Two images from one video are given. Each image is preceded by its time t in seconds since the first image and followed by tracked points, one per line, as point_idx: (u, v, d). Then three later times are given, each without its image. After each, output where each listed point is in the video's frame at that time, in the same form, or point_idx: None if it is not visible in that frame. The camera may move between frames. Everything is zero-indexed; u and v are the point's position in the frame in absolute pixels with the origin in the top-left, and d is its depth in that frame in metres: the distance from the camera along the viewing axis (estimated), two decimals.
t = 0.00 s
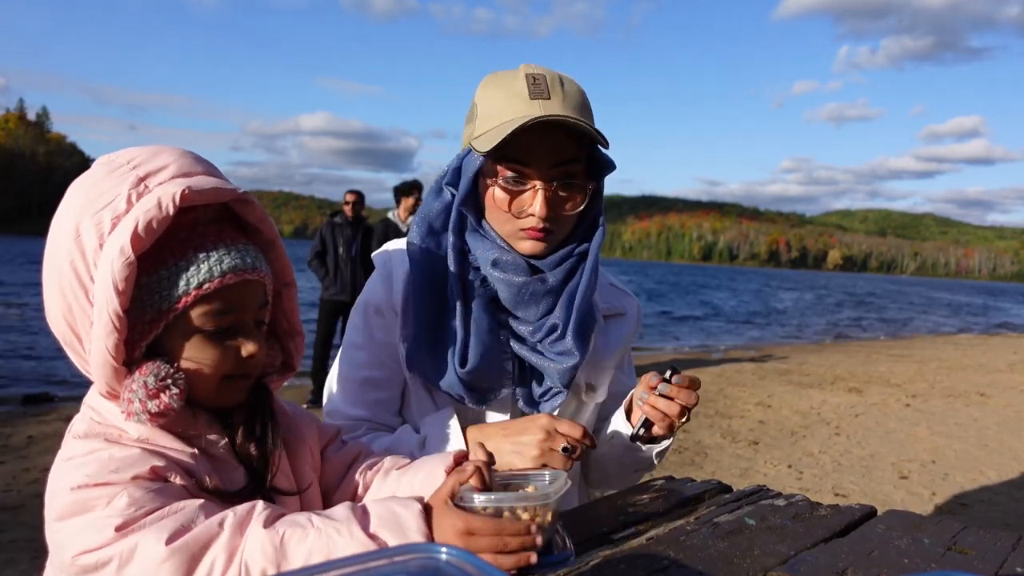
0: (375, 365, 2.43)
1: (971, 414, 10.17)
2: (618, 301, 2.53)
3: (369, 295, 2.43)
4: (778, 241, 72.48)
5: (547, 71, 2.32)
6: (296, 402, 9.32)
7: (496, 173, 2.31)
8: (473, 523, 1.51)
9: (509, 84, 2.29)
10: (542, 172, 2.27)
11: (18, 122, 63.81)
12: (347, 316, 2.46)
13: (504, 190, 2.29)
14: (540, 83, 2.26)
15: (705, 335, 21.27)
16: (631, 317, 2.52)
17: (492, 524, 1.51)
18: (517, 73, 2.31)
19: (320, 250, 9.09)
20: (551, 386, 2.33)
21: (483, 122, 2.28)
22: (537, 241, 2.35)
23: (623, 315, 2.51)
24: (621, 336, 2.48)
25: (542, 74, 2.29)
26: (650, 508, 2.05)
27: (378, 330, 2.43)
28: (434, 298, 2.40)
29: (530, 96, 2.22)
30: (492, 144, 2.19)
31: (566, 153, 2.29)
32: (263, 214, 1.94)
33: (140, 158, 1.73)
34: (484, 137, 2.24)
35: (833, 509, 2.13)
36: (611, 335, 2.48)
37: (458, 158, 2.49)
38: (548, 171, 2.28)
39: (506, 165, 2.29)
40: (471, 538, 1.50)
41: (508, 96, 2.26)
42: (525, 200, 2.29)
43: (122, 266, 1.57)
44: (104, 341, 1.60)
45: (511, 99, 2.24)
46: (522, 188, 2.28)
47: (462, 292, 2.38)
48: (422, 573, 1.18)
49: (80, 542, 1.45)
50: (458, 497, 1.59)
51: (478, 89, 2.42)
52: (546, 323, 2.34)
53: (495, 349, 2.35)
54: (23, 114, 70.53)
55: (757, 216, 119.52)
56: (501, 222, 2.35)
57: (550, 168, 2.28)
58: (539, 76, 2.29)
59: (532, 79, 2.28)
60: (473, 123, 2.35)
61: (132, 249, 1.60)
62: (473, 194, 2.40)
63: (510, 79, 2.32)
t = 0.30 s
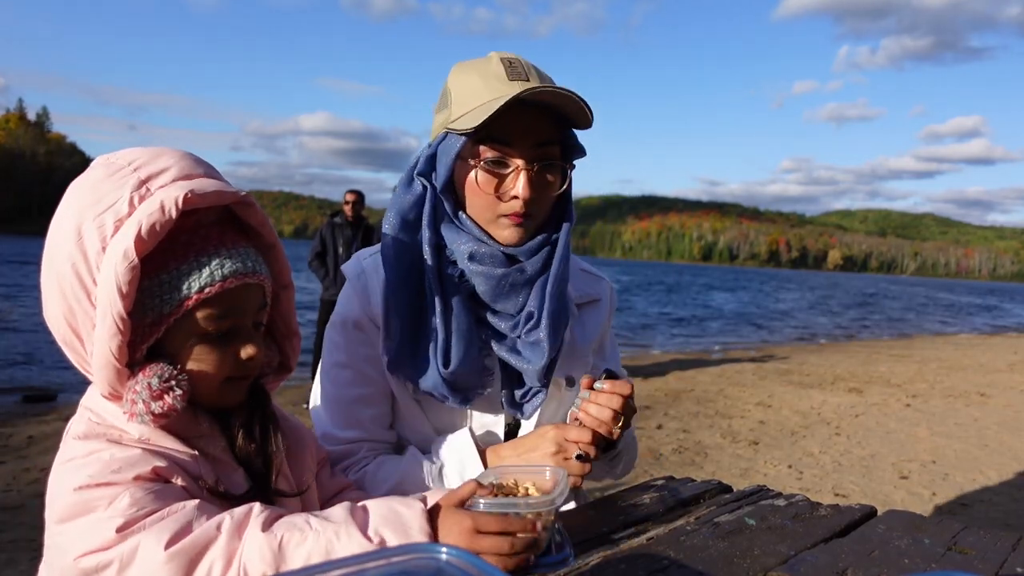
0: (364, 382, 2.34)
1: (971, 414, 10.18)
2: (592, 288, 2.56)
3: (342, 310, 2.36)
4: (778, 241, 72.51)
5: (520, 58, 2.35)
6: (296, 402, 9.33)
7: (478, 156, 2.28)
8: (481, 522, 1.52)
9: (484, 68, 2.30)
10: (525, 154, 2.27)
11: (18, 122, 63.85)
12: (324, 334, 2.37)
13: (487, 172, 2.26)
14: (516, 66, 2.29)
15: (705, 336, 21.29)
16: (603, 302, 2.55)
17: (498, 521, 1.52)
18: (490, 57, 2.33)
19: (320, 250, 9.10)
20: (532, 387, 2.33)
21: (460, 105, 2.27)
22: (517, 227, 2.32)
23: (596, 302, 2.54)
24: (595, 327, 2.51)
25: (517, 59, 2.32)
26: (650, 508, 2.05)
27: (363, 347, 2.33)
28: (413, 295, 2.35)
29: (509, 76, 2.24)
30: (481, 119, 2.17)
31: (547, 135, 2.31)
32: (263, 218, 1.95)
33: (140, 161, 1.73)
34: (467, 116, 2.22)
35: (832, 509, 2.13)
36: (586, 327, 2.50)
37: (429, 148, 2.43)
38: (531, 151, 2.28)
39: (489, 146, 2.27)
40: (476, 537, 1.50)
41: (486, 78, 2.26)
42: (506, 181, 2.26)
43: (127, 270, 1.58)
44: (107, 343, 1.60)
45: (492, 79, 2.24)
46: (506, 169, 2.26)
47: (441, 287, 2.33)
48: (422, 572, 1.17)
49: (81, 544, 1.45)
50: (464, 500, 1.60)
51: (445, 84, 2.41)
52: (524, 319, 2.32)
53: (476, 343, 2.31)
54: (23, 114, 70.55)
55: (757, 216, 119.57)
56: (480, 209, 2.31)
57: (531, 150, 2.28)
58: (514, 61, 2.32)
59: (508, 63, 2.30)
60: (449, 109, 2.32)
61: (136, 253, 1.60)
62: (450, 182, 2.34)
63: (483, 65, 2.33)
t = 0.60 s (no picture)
0: (358, 378, 2.32)
1: (971, 414, 10.18)
2: (613, 279, 2.45)
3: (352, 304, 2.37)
4: (778, 241, 72.53)
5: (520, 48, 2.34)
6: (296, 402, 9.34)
7: (491, 146, 2.29)
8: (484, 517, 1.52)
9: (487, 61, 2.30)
10: (540, 141, 2.29)
11: (19, 122, 63.90)
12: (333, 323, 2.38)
13: (500, 163, 2.27)
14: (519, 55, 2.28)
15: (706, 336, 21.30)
16: (626, 293, 2.45)
17: (503, 515, 1.52)
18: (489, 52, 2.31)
19: (320, 250, 9.11)
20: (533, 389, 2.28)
21: (469, 99, 2.26)
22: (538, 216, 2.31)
23: (620, 295, 2.45)
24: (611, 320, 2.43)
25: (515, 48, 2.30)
26: (650, 508, 2.05)
27: (364, 342, 2.32)
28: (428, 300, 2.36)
29: (513, 62, 2.23)
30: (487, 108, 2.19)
31: (559, 120, 2.32)
32: (275, 222, 1.95)
33: (157, 160, 1.73)
34: (474, 113, 2.23)
35: (832, 509, 2.13)
36: (602, 323, 2.42)
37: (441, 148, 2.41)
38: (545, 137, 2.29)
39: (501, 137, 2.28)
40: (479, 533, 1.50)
41: (489, 71, 2.25)
42: (522, 170, 2.26)
43: (144, 270, 1.58)
44: (120, 342, 1.60)
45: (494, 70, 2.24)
46: (519, 158, 2.26)
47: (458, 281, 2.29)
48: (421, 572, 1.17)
49: (86, 541, 1.45)
50: (471, 498, 1.61)
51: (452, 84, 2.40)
52: (547, 318, 2.31)
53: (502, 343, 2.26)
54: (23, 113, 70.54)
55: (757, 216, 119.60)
56: (499, 204, 2.31)
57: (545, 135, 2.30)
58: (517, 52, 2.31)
59: (509, 52, 2.28)
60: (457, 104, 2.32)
61: (153, 253, 1.60)
62: (463, 178, 2.35)
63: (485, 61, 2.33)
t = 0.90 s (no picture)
0: (376, 373, 2.36)
1: (971, 414, 10.17)
2: (653, 297, 2.48)
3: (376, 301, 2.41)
4: (778, 241, 72.54)
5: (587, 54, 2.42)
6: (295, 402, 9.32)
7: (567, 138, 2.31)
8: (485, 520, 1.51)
9: (552, 63, 2.37)
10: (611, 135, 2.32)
11: (18, 122, 63.88)
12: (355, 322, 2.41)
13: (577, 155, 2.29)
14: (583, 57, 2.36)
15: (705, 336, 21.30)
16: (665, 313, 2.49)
17: (504, 521, 1.52)
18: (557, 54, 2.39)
19: (320, 250, 9.09)
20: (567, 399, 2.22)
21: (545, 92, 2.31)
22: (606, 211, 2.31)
23: (656, 313, 2.48)
24: (646, 340, 2.45)
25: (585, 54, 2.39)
26: (650, 508, 2.05)
27: (387, 339, 2.37)
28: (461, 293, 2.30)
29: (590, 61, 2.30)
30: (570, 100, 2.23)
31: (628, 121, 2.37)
32: (277, 219, 1.95)
33: (156, 159, 1.73)
34: (554, 102, 2.26)
35: (832, 509, 2.12)
36: (635, 343, 2.44)
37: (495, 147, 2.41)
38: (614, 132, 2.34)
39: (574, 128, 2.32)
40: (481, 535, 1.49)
41: (560, 71, 2.32)
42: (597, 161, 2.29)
43: (144, 271, 1.57)
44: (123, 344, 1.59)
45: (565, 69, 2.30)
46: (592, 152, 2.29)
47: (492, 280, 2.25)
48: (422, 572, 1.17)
49: (91, 540, 1.45)
50: (473, 497, 1.61)
51: (507, 89, 2.46)
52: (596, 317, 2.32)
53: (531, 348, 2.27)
54: (22, 113, 70.50)
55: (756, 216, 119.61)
56: (567, 200, 2.32)
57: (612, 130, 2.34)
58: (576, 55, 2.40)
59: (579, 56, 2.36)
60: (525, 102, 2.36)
61: (153, 254, 1.59)
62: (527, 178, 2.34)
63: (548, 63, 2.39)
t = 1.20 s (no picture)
0: (381, 363, 2.37)
1: (971, 414, 10.17)
2: (654, 300, 2.48)
3: (386, 293, 2.42)
4: (778, 241, 72.54)
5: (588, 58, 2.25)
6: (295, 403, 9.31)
7: (530, 160, 2.28)
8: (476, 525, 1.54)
9: (546, 70, 2.24)
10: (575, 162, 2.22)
11: (19, 122, 63.86)
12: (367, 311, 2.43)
13: (534, 179, 2.26)
14: (578, 70, 2.20)
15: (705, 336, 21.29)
16: (667, 315, 2.48)
17: (496, 533, 1.52)
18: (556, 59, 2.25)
19: (320, 250, 9.08)
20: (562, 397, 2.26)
21: (518, 109, 2.24)
22: (570, 235, 2.30)
23: (657, 315, 2.47)
24: (648, 342, 2.44)
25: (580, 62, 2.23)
26: (650, 507, 2.04)
27: (392, 330, 2.39)
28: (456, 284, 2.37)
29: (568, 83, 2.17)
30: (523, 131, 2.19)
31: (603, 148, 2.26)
32: (256, 212, 1.94)
33: (129, 159, 1.72)
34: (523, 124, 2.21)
35: (833, 509, 2.12)
36: (636, 342, 2.44)
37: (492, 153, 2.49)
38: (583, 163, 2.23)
39: (537, 153, 2.26)
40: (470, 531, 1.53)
41: (541, 82, 2.21)
42: (555, 189, 2.24)
43: (122, 271, 1.57)
44: (107, 347, 1.59)
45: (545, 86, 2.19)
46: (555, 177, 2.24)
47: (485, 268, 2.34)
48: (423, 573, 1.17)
49: (83, 549, 1.44)
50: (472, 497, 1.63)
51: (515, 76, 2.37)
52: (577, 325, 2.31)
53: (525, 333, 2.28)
54: (23, 112, 70.54)
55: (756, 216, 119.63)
56: (532, 217, 2.32)
57: (584, 159, 2.23)
58: (577, 64, 2.22)
59: (571, 65, 2.22)
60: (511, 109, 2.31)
61: (131, 254, 1.59)
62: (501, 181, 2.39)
63: (549, 67, 2.26)
